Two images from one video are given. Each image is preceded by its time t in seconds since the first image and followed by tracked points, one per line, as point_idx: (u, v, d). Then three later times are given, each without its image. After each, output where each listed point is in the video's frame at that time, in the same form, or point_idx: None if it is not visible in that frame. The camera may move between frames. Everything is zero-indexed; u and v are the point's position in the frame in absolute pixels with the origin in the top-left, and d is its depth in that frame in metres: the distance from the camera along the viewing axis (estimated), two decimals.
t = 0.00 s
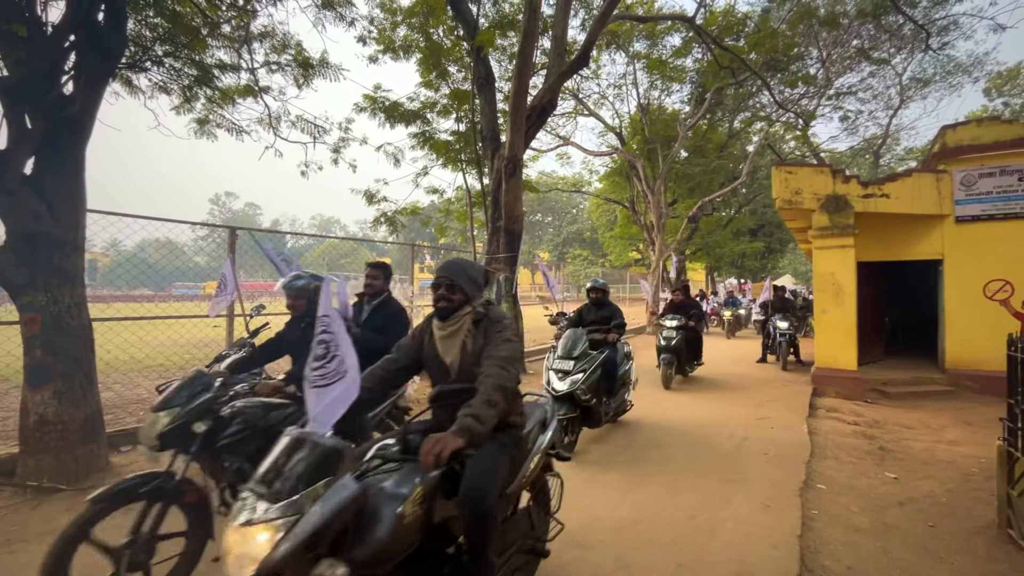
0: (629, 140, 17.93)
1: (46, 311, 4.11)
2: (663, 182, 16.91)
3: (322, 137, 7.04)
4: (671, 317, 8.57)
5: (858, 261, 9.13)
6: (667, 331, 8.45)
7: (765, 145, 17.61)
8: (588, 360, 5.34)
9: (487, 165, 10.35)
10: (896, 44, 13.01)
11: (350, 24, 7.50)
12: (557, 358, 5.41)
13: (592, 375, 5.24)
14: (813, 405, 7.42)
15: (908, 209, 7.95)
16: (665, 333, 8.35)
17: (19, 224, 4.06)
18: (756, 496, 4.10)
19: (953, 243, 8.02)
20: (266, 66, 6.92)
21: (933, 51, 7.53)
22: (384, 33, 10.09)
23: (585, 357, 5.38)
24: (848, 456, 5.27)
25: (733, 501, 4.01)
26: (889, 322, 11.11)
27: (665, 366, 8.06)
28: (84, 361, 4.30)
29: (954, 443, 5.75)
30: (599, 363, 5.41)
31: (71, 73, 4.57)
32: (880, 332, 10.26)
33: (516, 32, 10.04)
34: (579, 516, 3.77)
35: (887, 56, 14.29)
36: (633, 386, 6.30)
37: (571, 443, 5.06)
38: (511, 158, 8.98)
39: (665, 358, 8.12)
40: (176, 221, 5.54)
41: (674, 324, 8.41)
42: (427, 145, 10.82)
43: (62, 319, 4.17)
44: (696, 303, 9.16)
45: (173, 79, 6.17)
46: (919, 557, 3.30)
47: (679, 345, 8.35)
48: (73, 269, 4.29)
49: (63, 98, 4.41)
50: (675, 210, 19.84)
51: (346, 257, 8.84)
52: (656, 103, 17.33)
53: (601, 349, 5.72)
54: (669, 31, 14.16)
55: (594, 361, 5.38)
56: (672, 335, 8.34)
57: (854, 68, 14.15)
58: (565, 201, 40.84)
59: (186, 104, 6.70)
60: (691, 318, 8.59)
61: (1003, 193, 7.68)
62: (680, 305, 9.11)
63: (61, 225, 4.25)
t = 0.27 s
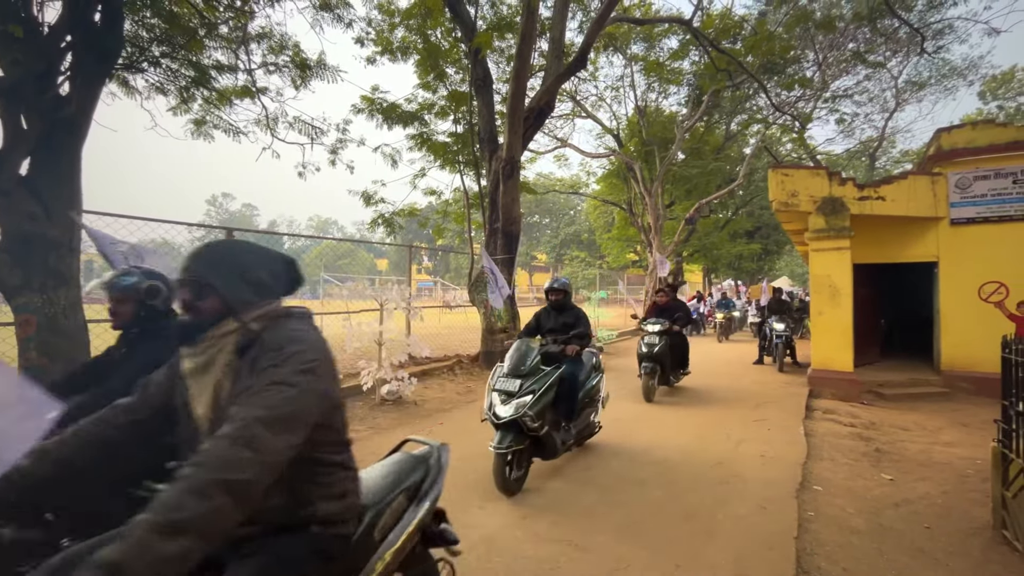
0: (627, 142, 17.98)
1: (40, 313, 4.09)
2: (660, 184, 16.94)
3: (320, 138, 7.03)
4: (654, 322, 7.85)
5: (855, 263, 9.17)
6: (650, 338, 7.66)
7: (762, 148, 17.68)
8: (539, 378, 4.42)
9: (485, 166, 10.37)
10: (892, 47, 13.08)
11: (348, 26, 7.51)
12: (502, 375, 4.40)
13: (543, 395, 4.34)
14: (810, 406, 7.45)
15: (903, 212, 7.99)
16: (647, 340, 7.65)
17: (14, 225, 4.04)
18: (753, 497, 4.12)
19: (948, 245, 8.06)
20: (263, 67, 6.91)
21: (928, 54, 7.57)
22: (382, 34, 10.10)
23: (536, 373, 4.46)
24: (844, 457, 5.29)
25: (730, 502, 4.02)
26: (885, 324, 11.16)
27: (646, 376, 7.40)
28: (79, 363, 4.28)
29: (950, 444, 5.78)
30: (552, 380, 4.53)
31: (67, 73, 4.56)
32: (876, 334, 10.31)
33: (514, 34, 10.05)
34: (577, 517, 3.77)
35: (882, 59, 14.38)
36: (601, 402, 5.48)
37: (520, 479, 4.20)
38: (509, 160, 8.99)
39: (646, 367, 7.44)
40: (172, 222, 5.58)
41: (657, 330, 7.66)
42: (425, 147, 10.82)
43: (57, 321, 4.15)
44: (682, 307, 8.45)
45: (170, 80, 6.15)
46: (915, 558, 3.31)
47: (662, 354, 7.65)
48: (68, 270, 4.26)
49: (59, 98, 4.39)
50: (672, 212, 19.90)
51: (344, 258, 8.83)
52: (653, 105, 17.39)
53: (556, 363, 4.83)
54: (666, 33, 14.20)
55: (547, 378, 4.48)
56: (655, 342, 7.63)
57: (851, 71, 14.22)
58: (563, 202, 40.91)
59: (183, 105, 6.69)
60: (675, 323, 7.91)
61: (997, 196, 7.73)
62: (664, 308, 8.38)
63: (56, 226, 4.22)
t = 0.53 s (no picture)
0: (625, 143, 18.00)
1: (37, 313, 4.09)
2: (658, 184, 16.96)
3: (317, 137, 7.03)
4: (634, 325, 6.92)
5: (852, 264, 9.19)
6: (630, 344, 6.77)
7: (759, 148, 17.73)
8: (467, 404, 3.40)
9: (483, 166, 10.37)
10: (888, 49, 13.14)
11: (346, 26, 7.50)
12: (423, 396, 3.40)
13: (468, 429, 3.32)
14: (807, 406, 7.47)
15: (900, 213, 8.02)
16: (626, 345, 6.73)
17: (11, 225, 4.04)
18: (750, 497, 4.13)
19: (944, 246, 8.09)
20: (261, 67, 6.91)
21: (925, 56, 7.60)
22: (381, 34, 10.10)
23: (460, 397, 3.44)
24: (841, 457, 5.30)
25: (727, 502, 4.03)
26: (882, 325, 11.20)
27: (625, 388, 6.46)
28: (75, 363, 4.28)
29: (945, 444, 5.81)
30: (483, 406, 3.50)
31: (63, 72, 4.54)
32: (873, 334, 10.34)
33: (513, 34, 10.06)
34: (574, 518, 3.77)
35: (879, 61, 14.42)
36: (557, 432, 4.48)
37: (439, 532, 3.28)
38: (507, 161, 8.99)
39: (624, 377, 6.52)
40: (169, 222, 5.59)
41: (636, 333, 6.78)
42: (423, 147, 10.82)
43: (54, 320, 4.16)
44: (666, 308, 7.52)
45: (168, 79, 6.14)
46: (910, 558, 3.32)
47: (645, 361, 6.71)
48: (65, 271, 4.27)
49: (56, 97, 4.38)
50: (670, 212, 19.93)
51: (342, 258, 8.82)
52: (651, 106, 17.40)
53: (494, 381, 3.84)
54: (664, 34, 14.22)
55: (474, 404, 3.44)
56: (635, 349, 6.70)
57: (848, 72, 14.26)
58: (561, 203, 40.94)
59: (180, 104, 6.68)
60: (658, 328, 6.97)
61: (993, 197, 7.77)
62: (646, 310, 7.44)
63: (53, 226, 4.23)
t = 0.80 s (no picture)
0: (623, 142, 18.01)
1: (32, 312, 4.06)
2: (656, 184, 16.98)
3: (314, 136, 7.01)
4: (607, 330, 6.05)
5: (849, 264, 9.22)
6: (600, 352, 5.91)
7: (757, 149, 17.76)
8: (341, 447, 2.44)
9: (481, 166, 10.37)
10: (886, 50, 13.17)
11: (344, 25, 7.49)
12: (283, 434, 2.41)
13: (334, 485, 2.36)
14: (804, 406, 7.49)
15: (897, 213, 8.04)
16: (597, 353, 5.85)
17: (6, 224, 4.02)
18: (747, 496, 4.14)
19: (941, 246, 8.12)
20: (259, 65, 6.89)
21: (922, 56, 7.62)
22: (378, 33, 10.08)
23: (331, 437, 2.45)
24: (838, 457, 5.32)
25: (724, 502, 4.03)
26: (878, 324, 11.23)
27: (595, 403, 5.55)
28: (72, 363, 4.26)
29: (942, 444, 5.83)
30: (365, 449, 2.53)
31: (60, 70, 4.52)
32: (870, 334, 10.38)
33: (511, 33, 10.04)
34: (572, 517, 3.77)
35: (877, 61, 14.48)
36: (495, 469, 3.52)
37: None
38: (505, 160, 8.99)
39: (594, 390, 5.60)
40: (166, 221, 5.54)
41: (605, 339, 5.93)
42: (421, 146, 10.79)
43: (50, 319, 4.13)
44: (645, 310, 6.70)
45: (164, 77, 6.12)
46: (907, 557, 3.34)
47: (620, 371, 5.83)
48: (61, 269, 4.24)
49: (52, 95, 4.36)
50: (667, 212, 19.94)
51: (340, 257, 8.81)
52: (649, 106, 17.42)
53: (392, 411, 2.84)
54: (662, 34, 14.22)
55: (348, 448, 2.46)
56: (608, 357, 5.82)
57: (845, 73, 14.29)
58: (559, 202, 40.96)
59: (177, 103, 6.65)
60: (635, 331, 6.15)
61: (989, 198, 7.80)
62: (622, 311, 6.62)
63: (49, 225, 4.20)
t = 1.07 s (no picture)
0: (620, 142, 18.04)
1: (28, 310, 4.05)
2: (654, 183, 17.01)
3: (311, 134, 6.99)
4: (568, 336, 5.21)
5: (845, 263, 9.25)
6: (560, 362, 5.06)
7: (754, 148, 17.81)
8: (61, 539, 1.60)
9: (479, 165, 10.37)
10: (882, 50, 13.22)
11: (342, 23, 7.48)
12: None
13: None
14: (800, 405, 7.51)
15: (893, 212, 8.07)
16: (554, 364, 5.01)
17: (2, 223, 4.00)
18: (744, 495, 4.15)
19: (937, 246, 8.15)
20: (256, 63, 6.86)
21: (919, 56, 7.64)
22: (376, 31, 10.06)
23: (35, 528, 1.60)
24: (834, 455, 5.34)
25: (721, 500, 4.05)
26: (875, 324, 11.29)
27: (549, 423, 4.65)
28: (68, 362, 4.25)
29: (937, 442, 5.86)
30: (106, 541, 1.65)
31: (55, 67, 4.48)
32: (866, 333, 10.42)
33: (509, 32, 10.04)
34: (569, 515, 3.78)
35: (873, 61, 14.53)
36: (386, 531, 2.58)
37: None
38: (502, 159, 8.99)
39: (550, 408, 4.70)
40: (163, 219, 5.57)
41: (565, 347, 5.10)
42: (419, 145, 10.78)
43: (45, 318, 4.12)
44: (614, 313, 5.94)
45: (161, 75, 6.09)
46: (903, 555, 3.35)
47: (581, 384, 4.96)
48: (57, 268, 4.22)
49: (47, 92, 4.33)
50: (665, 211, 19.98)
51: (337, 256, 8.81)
52: (647, 105, 17.43)
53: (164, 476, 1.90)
54: (660, 34, 14.23)
55: (51, 551, 1.55)
56: (567, 369, 4.96)
57: (842, 73, 14.33)
58: (557, 201, 40.98)
59: (174, 101, 6.62)
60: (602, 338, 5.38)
61: (985, 198, 7.83)
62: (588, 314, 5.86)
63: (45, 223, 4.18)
